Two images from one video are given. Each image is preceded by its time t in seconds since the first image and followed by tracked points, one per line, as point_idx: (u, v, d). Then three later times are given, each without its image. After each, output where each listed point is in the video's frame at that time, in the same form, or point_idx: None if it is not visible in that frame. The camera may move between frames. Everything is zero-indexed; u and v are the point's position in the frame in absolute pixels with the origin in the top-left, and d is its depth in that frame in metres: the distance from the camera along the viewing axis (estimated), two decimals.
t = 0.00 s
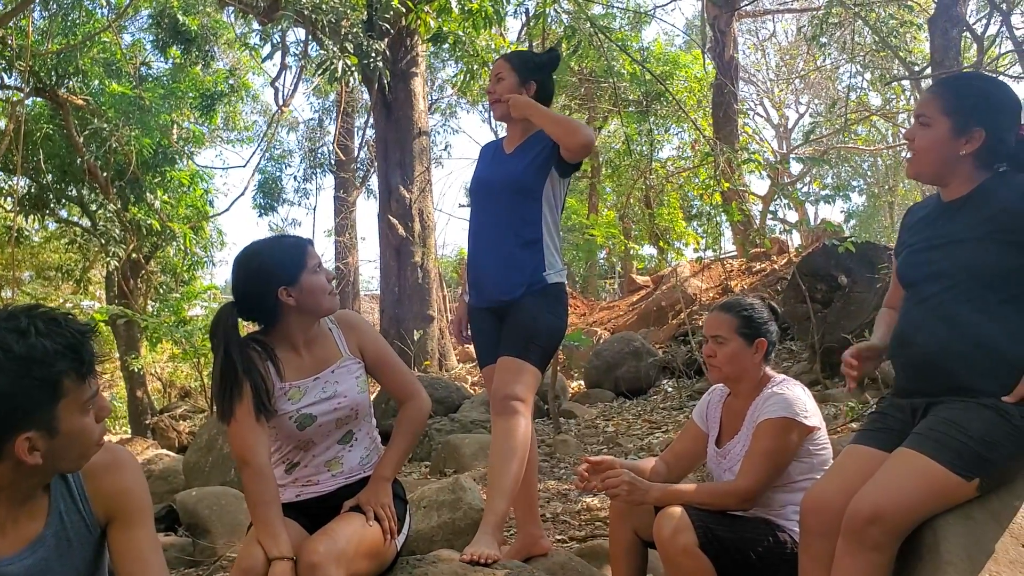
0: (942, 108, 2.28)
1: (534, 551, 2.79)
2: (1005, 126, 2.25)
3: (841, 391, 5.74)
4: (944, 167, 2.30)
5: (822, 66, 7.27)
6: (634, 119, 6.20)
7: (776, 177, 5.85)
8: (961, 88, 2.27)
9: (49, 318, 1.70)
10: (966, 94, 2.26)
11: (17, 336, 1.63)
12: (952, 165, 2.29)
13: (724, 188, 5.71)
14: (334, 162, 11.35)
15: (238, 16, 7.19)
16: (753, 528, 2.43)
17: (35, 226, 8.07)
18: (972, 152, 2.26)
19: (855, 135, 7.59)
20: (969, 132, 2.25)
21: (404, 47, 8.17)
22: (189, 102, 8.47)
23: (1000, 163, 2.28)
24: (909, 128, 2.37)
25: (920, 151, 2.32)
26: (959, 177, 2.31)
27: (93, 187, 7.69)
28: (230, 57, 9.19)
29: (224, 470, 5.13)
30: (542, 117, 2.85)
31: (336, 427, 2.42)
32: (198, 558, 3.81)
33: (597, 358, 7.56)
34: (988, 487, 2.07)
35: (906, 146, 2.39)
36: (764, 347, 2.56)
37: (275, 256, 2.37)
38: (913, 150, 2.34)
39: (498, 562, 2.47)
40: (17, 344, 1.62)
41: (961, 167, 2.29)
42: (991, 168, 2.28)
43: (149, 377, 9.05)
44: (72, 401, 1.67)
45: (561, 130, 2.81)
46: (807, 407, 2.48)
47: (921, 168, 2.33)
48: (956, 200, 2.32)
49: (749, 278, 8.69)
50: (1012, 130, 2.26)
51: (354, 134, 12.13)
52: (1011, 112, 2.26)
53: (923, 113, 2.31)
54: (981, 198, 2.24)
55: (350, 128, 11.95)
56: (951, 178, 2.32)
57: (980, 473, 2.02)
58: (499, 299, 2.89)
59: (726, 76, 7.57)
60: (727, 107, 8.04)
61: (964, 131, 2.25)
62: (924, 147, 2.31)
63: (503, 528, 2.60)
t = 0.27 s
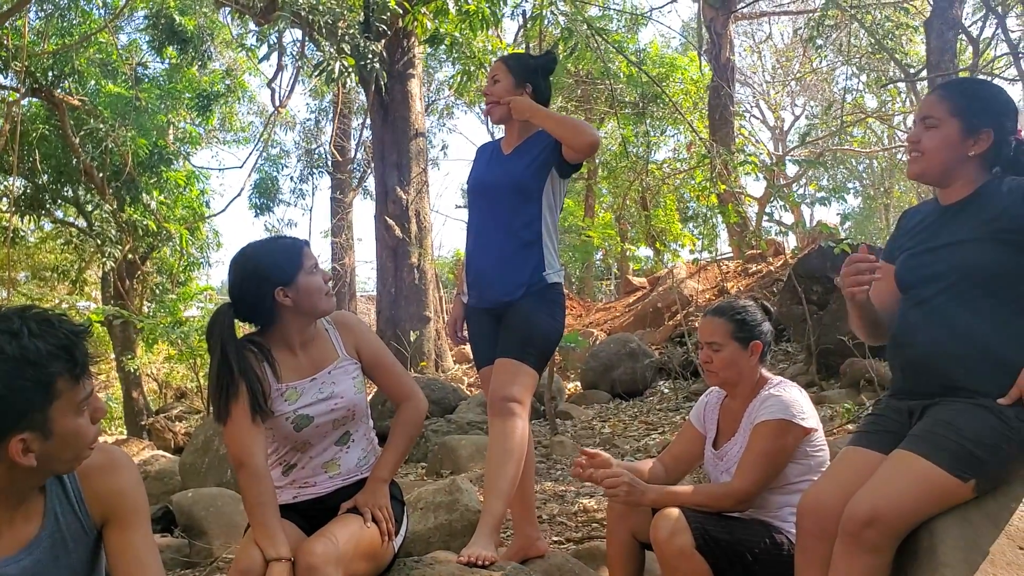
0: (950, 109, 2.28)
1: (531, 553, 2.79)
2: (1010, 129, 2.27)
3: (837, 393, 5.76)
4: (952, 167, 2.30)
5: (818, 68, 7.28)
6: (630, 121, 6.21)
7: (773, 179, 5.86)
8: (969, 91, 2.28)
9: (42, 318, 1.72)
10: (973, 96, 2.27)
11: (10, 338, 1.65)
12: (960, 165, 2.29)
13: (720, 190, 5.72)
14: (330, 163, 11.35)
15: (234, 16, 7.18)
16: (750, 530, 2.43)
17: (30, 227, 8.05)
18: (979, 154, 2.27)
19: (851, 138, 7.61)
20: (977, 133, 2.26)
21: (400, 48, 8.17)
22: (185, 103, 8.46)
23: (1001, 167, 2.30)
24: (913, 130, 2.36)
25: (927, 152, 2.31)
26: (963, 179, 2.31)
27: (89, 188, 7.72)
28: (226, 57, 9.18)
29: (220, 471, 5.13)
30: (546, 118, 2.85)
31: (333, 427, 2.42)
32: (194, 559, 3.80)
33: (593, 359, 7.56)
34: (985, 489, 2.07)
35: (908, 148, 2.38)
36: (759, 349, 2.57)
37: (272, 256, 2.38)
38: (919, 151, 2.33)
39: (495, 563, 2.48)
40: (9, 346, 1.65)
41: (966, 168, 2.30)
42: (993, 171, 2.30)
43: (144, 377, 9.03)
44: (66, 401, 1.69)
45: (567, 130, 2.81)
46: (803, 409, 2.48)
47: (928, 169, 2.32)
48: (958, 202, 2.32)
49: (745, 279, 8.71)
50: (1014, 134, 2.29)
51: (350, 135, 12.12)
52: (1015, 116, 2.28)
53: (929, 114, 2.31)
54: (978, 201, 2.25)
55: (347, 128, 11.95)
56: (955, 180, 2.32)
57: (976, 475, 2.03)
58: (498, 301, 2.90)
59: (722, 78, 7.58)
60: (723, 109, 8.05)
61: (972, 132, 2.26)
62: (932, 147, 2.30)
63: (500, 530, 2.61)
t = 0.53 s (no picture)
0: (937, 111, 2.29)
1: (526, 554, 2.79)
2: (998, 131, 2.28)
3: (832, 394, 5.77)
4: (938, 169, 2.31)
5: (813, 70, 7.31)
6: (625, 122, 6.22)
7: (767, 180, 5.88)
8: (957, 93, 2.29)
9: (31, 319, 1.72)
10: (960, 98, 2.28)
11: None
12: (946, 168, 2.30)
13: (714, 191, 5.74)
14: (324, 164, 11.34)
15: (229, 17, 7.18)
16: (744, 530, 2.44)
17: (24, 227, 8.04)
18: (966, 155, 2.28)
19: (845, 139, 7.64)
20: (963, 135, 2.27)
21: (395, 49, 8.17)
22: (180, 104, 8.46)
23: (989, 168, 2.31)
24: (902, 132, 2.37)
25: (915, 154, 2.32)
26: (950, 181, 2.32)
27: (82, 189, 7.72)
28: (221, 58, 9.18)
29: (215, 472, 5.12)
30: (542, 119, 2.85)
31: (326, 429, 2.42)
32: (189, 561, 3.79)
33: (588, 360, 7.57)
34: (979, 489, 2.08)
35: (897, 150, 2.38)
36: (751, 351, 2.57)
37: (263, 257, 2.37)
38: (907, 154, 2.34)
39: (490, 564, 2.48)
40: None
41: (954, 170, 2.30)
42: (981, 172, 2.30)
43: (139, 378, 9.00)
44: (56, 402, 1.69)
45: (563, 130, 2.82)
46: (797, 410, 2.49)
47: (916, 171, 2.33)
48: (947, 203, 2.33)
49: (739, 280, 8.73)
50: (1003, 135, 2.29)
51: (345, 136, 12.11)
52: (1003, 117, 2.29)
53: (918, 116, 2.32)
54: (970, 203, 2.26)
55: (341, 129, 11.94)
56: (944, 182, 2.33)
57: (970, 475, 2.04)
58: (493, 301, 2.90)
59: (716, 79, 7.60)
60: (718, 110, 8.07)
61: (959, 134, 2.27)
62: (919, 150, 2.31)
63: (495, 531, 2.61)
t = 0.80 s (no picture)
0: (927, 119, 2.27)
1: (524, 558, 2.77)
2: (991, 138, 2.25)
3: (830, 396, 5.76)
4: (928, 177, 2.29)
5: (811, 71, 7.29)
6: (622, 123, 6.21)
7: (765, 181, 5.86)
8: (949, 100, 2.26)
9: (26, 322, 1.70)
10: (952, 105, 2.26)
11: None
12: (937, 175, 2.28)
13: (712, 193, 5.73)
14: (321, 164, 11.30)
15: (225, 18, 7.15)
16: (743, 535, 2.42)
17: (19, 228, 8.00)
18: (957, 163, 2.26)
19: (842, 140, 7.62)
20: (954, 143, 2.25)
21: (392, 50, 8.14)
22: (176, 104, 8.42)
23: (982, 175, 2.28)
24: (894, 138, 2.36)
25: (905, 162, 2.30)
26: (942, 188, 2.30)
27: (78, 189, 7.68)
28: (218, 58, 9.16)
29: (211, 474, 5.09)
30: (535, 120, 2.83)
31: (322, 431, 2.39)
32: (184, 564, 3.76)
33: (585, 362, 7.55)
34: (977, 489, 2.06)
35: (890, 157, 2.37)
36: (750, 354, 2.55)
37: (258, 258, 2.35)
38: (898, 161, 2.33)
39: (486, 569, 2.46)
40: None
41: (945, 178, 2.29)
42: (974, 179, 2.28)
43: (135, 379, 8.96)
44: (51, 406, 1.66)
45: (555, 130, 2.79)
46: (795, 413, 2.47)
47: (908, 178, 2.32)
48: (940, 210, 2.32)
49: (737, 282, 8.72)
50: (997, 141, 2.27)
51: (342, 136, 12.08)
52: (997, 124, 2.26)
53: (909, 123, 2.30)
54: (967, 205, 2.24)
55: (339, 130, 11.91)
56: (936, 189, 2.31)
57: (967, 474, 2.02)
58: (491, 304, 2.88)
59: (714, 80, 7.58)
60: (716, 111, 8.05)
61: (949, 142, 2.25)
62: (909, 157, 2.30)
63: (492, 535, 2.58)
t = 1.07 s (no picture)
0: (906, 130, 2.28)
1: (520, 561, 2.79)
2: (971, 149, 2.26)
3: (824, 398, 5.78)
4: (908, 187, 2.31)
5: (805, 74, 7.33)
6: (617, 126, 6.23)
7: (759, 184, 5.89)
8: (928, 112, 2.26)
9: (21, 330, 1.72)
10: (930, 117, 2.25)
11: None
12: (916, 185, 2.30)
13: (707, 196, 5.76)
14: (317, 167, 11.31)
15: (220, 21, 7.14)
16: (737, 537, 2.44)
17: (15, 231, 8.00)
18: (935, 175, 2.27)
19: (836, 144, 7.66)
20: (932, 155, 2.26)
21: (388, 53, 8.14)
22: (171, 107, 8.43)
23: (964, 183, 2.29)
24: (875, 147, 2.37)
25: (884, 172, 2.32)
26: (921, 197, 2.32)
27: (73, 192, 7.67)
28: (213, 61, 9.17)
29: (208, 478, 5.10)
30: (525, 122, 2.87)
31: (318, 437, 2.40)
32: (181, 567, 3.77)
33: (580, 364, 7.58)
34: (965, 488, 2.09)
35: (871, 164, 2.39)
36: (745, 358, 2.57)
37: (251, 264, 2.37)
38: (878, 170, 2.34)
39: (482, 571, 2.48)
40: None
41: (924, 188, 2.30)
42: (955, 188, 2.29)
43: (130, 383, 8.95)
44: (47, 413, 1.68)
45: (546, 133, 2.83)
46: (790, 417, 2.49)
47: (888, 188, 2.34)
48: (921, 219, 2.34)
49: (732, 284, 8.75)
50: (978, 152, 2.27)
51: (337, 139, 12.09)
52: (977, 134, 2.26)
53: (888, 134, 2.31)
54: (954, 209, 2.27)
55: (334, 133, 11.93)
56: (917, 198, 2.34)
57: (950, 472, 2.05)
58: (486, 307, 2.90)
59: (708, 83, 7.61)
60: (710, 114, 8.09)
61: (927, 154, 2.26)
62: (888, 167, 2.31)
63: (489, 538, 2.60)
